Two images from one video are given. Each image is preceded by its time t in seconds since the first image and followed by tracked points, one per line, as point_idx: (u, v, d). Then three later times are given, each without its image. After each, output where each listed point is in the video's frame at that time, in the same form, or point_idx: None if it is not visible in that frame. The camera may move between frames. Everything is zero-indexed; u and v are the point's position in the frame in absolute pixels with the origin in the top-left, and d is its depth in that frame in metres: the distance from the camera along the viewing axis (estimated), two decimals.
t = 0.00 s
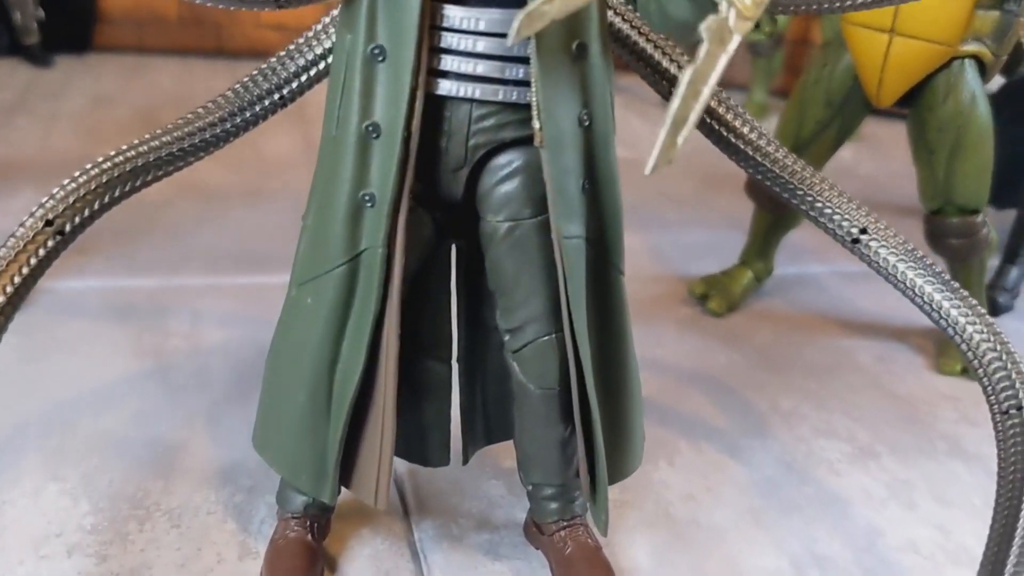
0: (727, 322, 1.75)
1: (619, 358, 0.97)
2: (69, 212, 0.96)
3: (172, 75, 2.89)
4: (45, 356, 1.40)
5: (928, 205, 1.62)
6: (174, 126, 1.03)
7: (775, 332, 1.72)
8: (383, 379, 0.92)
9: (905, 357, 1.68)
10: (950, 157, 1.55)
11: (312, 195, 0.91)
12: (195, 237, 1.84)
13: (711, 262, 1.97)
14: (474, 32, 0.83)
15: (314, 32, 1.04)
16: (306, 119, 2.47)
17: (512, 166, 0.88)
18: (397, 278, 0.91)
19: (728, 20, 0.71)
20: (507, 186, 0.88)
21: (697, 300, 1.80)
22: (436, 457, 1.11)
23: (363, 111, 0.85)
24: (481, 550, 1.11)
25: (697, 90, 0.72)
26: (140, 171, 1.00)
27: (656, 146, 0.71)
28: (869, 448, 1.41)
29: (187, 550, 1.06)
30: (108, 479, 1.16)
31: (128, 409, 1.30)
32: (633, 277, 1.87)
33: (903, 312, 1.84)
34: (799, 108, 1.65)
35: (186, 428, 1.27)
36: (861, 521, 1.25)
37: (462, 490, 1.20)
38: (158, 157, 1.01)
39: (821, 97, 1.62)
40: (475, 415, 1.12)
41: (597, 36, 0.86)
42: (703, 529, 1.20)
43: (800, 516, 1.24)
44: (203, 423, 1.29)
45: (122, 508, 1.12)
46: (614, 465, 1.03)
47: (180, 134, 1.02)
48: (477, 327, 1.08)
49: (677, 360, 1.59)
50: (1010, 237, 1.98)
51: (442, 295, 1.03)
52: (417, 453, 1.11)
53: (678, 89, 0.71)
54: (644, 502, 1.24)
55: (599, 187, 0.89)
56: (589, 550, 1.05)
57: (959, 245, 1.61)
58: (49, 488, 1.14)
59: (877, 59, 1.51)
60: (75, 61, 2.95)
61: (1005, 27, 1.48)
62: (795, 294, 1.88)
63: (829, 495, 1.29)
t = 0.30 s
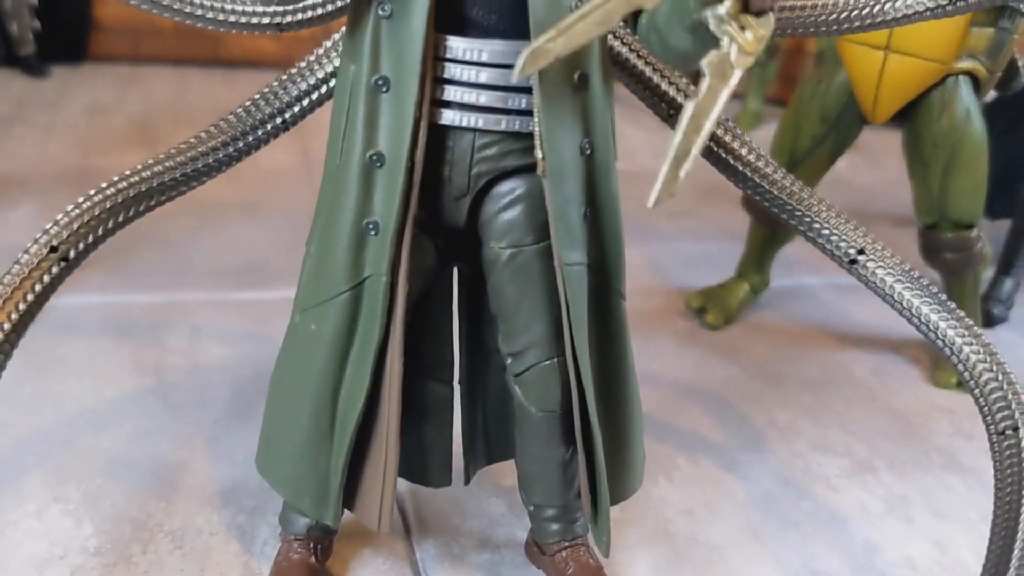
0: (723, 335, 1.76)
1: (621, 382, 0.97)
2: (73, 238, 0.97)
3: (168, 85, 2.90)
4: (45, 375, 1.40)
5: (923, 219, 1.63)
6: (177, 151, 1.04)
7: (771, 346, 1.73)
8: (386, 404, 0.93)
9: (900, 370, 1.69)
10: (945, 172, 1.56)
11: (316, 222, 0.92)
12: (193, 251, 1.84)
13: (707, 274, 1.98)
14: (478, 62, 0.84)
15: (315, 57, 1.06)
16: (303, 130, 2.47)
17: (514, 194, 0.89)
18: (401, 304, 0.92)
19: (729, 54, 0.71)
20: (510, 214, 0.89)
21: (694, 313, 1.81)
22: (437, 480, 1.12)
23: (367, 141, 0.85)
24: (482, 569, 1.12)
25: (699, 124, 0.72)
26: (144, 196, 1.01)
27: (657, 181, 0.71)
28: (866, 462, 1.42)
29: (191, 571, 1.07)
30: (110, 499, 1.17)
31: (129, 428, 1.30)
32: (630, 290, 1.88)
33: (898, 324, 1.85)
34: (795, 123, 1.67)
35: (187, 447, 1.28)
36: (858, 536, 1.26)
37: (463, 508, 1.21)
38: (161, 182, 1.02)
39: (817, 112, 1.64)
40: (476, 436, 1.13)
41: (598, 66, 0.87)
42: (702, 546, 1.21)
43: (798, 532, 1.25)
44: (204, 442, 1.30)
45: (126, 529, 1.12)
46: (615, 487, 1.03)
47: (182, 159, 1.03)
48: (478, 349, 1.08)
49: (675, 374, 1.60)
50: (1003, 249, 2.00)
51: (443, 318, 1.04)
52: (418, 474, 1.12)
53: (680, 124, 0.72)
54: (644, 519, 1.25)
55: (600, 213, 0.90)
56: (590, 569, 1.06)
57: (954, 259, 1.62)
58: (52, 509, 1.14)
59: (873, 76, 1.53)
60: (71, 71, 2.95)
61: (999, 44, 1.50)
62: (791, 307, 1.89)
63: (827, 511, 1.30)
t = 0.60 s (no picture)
0: (722, 350, 1.77)
1: (621, 411, 0.98)
2: (77, 269, 0.98)
3: (167, 97, 2.91)
4: (49, 396, 1.41)
5: (920, 236, 1.65)
6: (180, 181, 1.05)
7: (769, 362, 1.75)
8: (389, 434, 0.93)
9: (896, 385, 1.70)
10: (941, 190, 1.57)
11: (318, 253, 0.93)
12: (194, 269, 1.85)
13: (705, 289, 1.99)
14: (479, 100, 0.85)
15: (317, 85, 1.07)
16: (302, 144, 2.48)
17: (515, 227, 0.90)
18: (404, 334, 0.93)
19: (727, 96, 0.71)
20: (510, 246, 0.90)
21: (692, 328, 1.83)
22: (438, 504, 1.13)
23: (369, 177, 0.86)
24: None
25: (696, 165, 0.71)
26: (147, 226, 1.02)
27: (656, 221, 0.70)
28: (863, 480, 1.43)
29: None
30: (115, 523, 1.18)
31: (133, 450, 1.31)
32: (629, 305, 1.89)
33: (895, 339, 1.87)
34: (791, 140, 1.68)
35: (190, 469, 1.29)
36: (855, 556, 1.27)
37: (464, 531, 1.22)
38: (165, 213, 1.03)
39: (814, 130, 1.65)
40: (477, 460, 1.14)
41: (597, 102, 0.88)
42: (701, 567, 1.22)
43: (797, 552, 1.27)
44: (207, 464, 1.30)
45: (130, 554, 1.13)
46: (615, 512, 1.04)
47: (185, 189, 1.05)
48: (479, 375, 1.09)
49: (673, 391, 1.61)
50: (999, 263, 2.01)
51: (444, 346, 1.05)
52: (419, 498, 1.13)
53: (679, 165, 0.71)
54: (644, 540, 1.26)
55: (600, 244, 0.91)
56: None
57: (950, 276, 1.63)
58: (57, 533, 1.15)
59: (869, 95, 1.54)
60: (71, 83, 2.96)
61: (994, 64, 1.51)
62: (788, 322, 1.91)
63: (824, 530, 1.31)
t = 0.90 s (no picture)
0: (717, 370, 1.79)
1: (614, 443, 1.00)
2: (79, 307, 1.00)
3: (168, 116, 2.93)
4: (52, 423, 1.43)
5: (911, 259, 1.67)
6: (179, 218, 1.07)
7: (763, 382, 1.77)
8: (384, 469, 0.95)
9: (889, 405, 1.72)
10: (931, 214, 1.59)
11: (316, 292, 0.95)
12: (194, 292, 1.88)
13: (700, 308, 2.01)
14: (471, 145, 0.87)
15: (314, 122, 1.09)
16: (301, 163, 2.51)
17: (507, 266, 0.92)
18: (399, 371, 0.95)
19: (711, 147, 0.74)
20: (503, 285, 0.92)
21: (687, 348, 1.85)
22: (434, 531, 1.15)
23: (364, 219, 0.88)
24: None
25: (682, 213, 0.73)
26: (147, 263, 1.04)
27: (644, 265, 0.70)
28: (855, 501, 1.45)
29: None
30: (117, 550, 1.20)
31: (135, 477, 1.33)
32: (624, 326, 1.91)
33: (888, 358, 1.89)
34: (784, 165, 1.71)
35: (191, 495, 1.31)
36: None
37: (460, 557, 1.24)
38: (165, 249, 1.05)
39: (806, 154, 1.68)
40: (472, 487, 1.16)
41: (587, 146, 0.90)
42: None
43: None
44: (207, 490, 1.33)
45: None
46: (608, 541, 1.06)
47: (185, 226, 1.07)
48: (474, 405, 1.11)
49: (668, 412, 1.64)
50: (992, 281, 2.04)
51: (438, 379, 1.06)
52: (416, 524, 1.15)
53: (665, 211, 0.72)
54: (638, 564, 1.28)
55: (591, 283, 0.93)
56: None
57: (940, 298, 1.65)
58: (60, 561, 1.17)
59: (860, 120, 1.56)
60: (72, 101, 2.99)
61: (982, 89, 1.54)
62: (782, 341, 1.93)
63: (816, 553, 1.33)
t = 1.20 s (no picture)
0: (713, 388, 1.81)
1: (608, 469, 1.02)
2: (83, 338, 1.02)
3: (168, 134, 2.96)
4: (56, 446, 1.45)
5: (904, 278, 1.69)
6: (181, 249, 1.10)
7: (759, 400, 1.78)
8: (382, 498, 0.96)
9: (883, 422, 1.73)
10: (923, 233, 1.61)
11: (314, 324, 0.97)
12: (195, 313, 1.90)
13: (696, 325, 2.03)
14: (466, 180, 0.90)
15: (314, 152, 1.10)
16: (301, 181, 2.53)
17: (502, 297, 0.94)
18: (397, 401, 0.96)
19: (698, 187, 0.76)
20: (498, 315, 0.94)
21: (684, 366, 1.87)
22: (432, 554, 1.17)
23: (362, 253, 0.90)
24: None
25: (672, 250, 0.76)
26: (149, 293, 1.07)
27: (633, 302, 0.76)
28: (849, 519, 1.47)
29: None
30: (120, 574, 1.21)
31: (137, 500, 1.35)
32: (621, 344, 1.93)
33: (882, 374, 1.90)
34: (778, 185, 1.73)
35: (192, 518, 1.33)
36: None
37: None
38: (166, 280, 1.07)
39: (799, 175, 1.70)
40: (471, 509, 1.18)
41: (580, 180, 0.92)
42: None
43: None
44: (208, 512, 1.34)
45: None
46: (604, 564, 1.08)
47: (186, 256, 1.09)
48: (472, 430, 1.13)
49: (664, 430, 1.65)
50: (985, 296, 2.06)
51: (435, 405, 1.08)
52: (414, 547, 1.17)
53: (654, 249, 0.75)
54: None
55: (584, 313, 0.95)
56: None
57: (932, 317, 1.67)
58: None
59: (852, 142, 1.59)
60: (73, 119, 3.01)
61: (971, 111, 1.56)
62: (778, 359, 1.94)
63: (810, 571, 1.35)
